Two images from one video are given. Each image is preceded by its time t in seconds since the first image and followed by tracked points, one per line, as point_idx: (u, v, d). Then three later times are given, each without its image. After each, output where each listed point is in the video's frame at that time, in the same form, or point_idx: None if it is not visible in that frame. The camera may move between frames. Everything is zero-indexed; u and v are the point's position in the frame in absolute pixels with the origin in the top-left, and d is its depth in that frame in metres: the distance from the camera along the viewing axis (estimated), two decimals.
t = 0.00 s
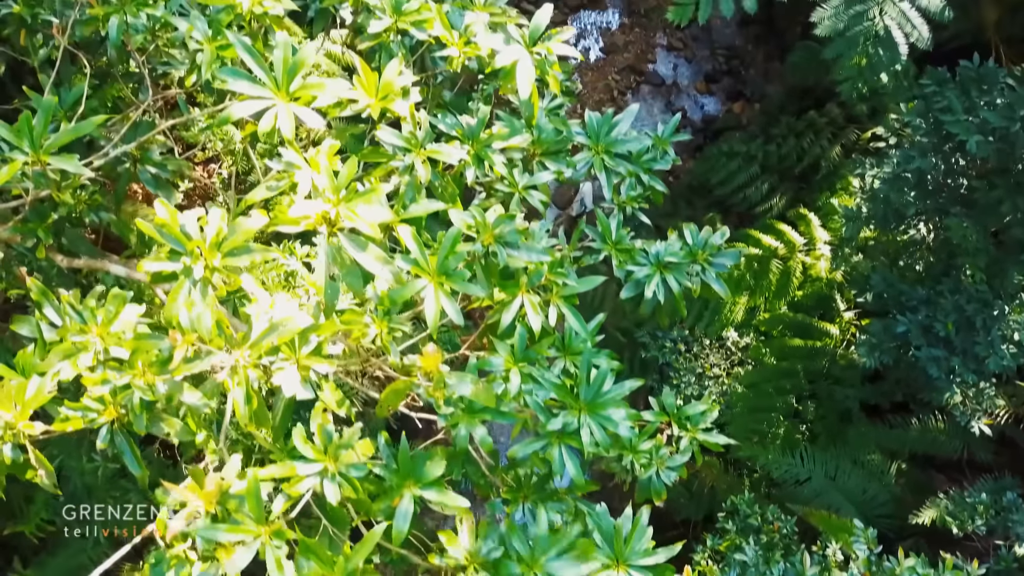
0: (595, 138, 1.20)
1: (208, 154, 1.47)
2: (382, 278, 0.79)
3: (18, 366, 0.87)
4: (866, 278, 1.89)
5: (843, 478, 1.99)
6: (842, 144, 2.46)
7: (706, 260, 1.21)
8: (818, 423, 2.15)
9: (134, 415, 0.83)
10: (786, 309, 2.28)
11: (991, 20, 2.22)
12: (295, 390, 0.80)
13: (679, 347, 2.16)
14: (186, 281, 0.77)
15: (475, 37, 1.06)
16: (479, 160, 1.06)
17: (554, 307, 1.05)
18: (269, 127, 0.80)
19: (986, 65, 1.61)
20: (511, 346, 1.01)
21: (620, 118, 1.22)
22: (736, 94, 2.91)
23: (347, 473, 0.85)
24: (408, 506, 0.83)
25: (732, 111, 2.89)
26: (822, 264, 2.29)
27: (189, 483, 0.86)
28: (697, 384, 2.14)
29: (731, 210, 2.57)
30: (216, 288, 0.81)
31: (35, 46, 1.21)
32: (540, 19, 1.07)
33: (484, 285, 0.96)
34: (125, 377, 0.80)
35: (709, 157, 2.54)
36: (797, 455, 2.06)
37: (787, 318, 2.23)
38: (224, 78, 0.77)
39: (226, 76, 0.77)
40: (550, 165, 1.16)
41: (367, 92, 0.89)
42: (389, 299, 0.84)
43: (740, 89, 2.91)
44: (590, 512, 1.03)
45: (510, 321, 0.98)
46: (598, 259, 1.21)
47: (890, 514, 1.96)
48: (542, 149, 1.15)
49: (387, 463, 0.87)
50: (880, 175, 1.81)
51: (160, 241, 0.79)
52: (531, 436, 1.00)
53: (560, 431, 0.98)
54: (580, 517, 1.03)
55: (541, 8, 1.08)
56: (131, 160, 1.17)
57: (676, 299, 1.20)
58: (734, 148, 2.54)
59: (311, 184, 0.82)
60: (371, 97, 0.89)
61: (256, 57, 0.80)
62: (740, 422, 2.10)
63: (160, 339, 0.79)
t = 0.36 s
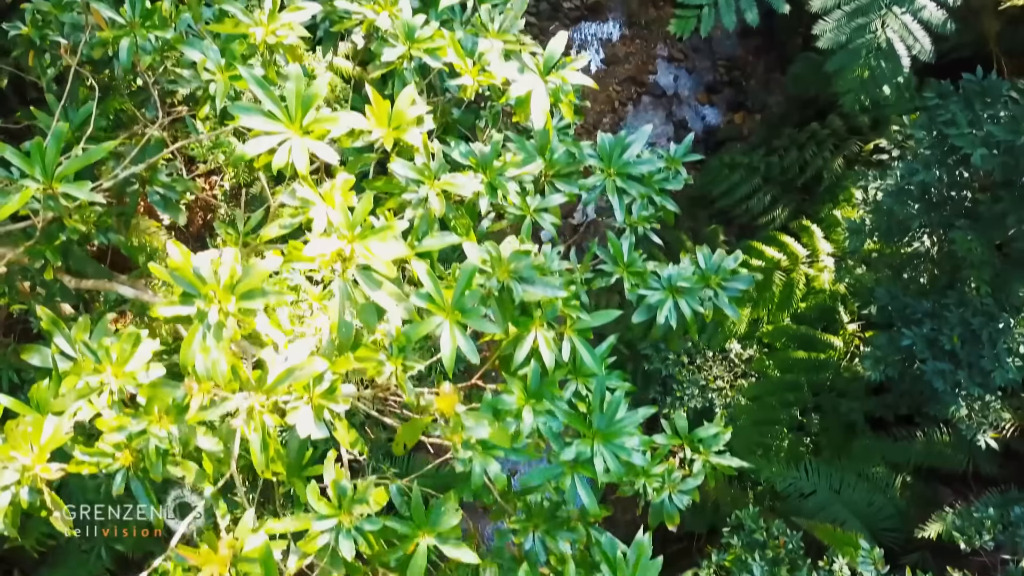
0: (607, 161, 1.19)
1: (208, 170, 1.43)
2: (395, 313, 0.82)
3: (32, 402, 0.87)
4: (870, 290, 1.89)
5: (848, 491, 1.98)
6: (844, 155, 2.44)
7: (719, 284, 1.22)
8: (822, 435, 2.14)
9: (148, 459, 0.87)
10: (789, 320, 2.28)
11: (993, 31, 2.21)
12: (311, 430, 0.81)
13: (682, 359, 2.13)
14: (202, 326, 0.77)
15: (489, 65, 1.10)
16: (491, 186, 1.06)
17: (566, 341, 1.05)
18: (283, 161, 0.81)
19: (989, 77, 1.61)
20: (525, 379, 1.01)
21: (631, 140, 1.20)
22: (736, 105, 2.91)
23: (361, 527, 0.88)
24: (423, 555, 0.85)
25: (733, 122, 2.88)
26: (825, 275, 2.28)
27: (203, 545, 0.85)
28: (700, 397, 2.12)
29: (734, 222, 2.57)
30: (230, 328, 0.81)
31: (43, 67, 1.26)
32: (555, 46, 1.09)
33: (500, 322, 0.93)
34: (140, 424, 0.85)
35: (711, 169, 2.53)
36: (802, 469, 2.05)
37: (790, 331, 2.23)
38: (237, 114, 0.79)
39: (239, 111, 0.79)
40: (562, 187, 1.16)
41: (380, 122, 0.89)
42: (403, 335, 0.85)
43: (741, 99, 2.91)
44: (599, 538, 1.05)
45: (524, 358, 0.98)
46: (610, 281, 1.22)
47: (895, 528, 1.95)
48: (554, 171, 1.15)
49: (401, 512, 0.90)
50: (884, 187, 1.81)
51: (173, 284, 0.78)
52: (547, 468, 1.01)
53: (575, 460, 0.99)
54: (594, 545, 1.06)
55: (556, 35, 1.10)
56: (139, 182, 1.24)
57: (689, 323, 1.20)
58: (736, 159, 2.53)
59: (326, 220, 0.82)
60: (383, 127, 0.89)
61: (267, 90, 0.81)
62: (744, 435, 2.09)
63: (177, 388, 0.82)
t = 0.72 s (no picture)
0: (619, 181, 1.16)
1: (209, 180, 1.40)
2: (404, 352, 0.81)
3: (45, 440, 0.84)
4: (873, 302, 1.88)
5: (853, 503, 1.97)
6: (846, 167, 2.45)
7: (731, 308, 1.21)
8: (826, 448, 2.12)
9: (161, 505, 0.86)
10: (792, 332, 2.28)
11: (995, 43, 2.22)
12: (323, 473, 0.81)
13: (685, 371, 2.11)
14: (212, 372, 0.76)
15: (502, 97, 1.10)
16: (503, 216, 1.05)
17: (577, 369, 1.06)
18: (293, 193, 0.80)
19: (993, 89, 1.61)
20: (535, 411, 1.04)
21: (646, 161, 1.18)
22: (737, 116, 2.90)
23: None
24: None
25: (734, 132, 2.88)
26: (828, 287, 2.27)
27: None
28: (704, 410, 2.11)
29: (735, 234, 2.57)
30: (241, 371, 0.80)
31: (52, 84, 1.35)
32: (569, 77, 1.09)
33: (512, 357, 0.98)
34: (152, 473, 0.83)
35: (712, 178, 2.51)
36: (806, 481, 2.04)
37: (794, 342, 2.21)
38: (247, 143, 0.77)
39: (247, 142, 0.77)
40: (572, 208, 1.14)
41: (389, 153, 0.87)
42: (417, 373, 0.86)
43: (741, 109, 2.90)
44: (612, 574, 1.02)
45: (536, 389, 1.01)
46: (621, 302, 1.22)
47: (899, 540, 1.94)
48: (565, 192, 1.13)
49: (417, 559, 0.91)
50: (887, 199, 1.81)
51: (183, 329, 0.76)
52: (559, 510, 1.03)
53: (588, 501, 1.01)
54: None
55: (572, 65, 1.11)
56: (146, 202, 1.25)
57: (700, 347, 1.21)
58: (738, 170, 2.52)
59: (336, 253, 0.83)
60: (393, 157, 0.88)
61: (276, 118, 0.79)
62: (748, 447, 2.07)
63: (188, 438, 0.82)
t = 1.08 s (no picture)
0: (629, 204, 1.17)
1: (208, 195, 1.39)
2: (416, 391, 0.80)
3: (52, 481, 0.86)
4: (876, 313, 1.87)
5: (857, 515, 1.96)
6: (847, 176, 2.45)
7: (741, 333, 1.25)
8: (830, 459, 2.11)
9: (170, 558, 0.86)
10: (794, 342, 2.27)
11: (994, 53, 2.22)
12: (333, 513, 0.85)
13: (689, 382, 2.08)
14: (221, 419, 0.81)
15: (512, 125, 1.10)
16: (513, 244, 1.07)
17: (590, 405, 1.07)
18: (302, 229, 0.80)
19: (994, 99, 1.61)
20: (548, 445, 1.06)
21: (655, 184, 1.19)
22: (736, 125, 2.90)
23: None
24: None
25: (734, 142, 2.87)
26: (830, 297, 2.28)
27: None
28: (705, 420, 2.10)
29: (736, 244, 2.57)
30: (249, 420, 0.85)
31: (53, 103, 1.37)
32: (578, 104, 1.12)
33: (525, 396, 0.98)
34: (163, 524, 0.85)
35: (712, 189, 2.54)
36: (810, 493, 2.03)
37: (795, 353, 2.20)
38: (256, 179, 0.79)
39: (258, 179, 0.79)
40: (582, 229, 1.16)
41: (396, 181, 0.87)
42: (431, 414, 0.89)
43: (741, 119, 2.90)
44: None
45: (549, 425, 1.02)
46: (631, 324, 1.24)
47: (904, 552, 1.93)
48: (575, 212, 1.15)
49: None
50: (890, 209, 1.80)
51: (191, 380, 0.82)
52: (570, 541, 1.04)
53: (600, 532, 1.03)
54: None
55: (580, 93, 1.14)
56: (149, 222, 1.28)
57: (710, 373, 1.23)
58: (738, 181, 2.54)
59: (348, 292, 0.82)
60: (398, 185, 0.87)
61: (283, 154, 0.79)
62: (750, 458, 2.05)
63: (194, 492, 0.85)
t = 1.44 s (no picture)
0: (638, 224, 1.14)
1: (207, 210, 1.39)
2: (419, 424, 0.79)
3: (52, 516, 0.86)
4: (878, 323, 1.86)
5: (861, 526, 1.96)
6: (847, 185, 2.44)
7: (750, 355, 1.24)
8: (833, 470, 2.09)
9: None
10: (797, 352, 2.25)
11: (993, 62, 2.23)
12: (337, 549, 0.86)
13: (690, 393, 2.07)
14: (223, 458, 0.80)
15: (519, 150, 1.12)
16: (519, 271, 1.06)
17: (597, 429, 1.06)
18: (305, 257, 0.80)
19: (994, 108, 1.62)
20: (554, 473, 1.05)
21: (664, 205, 1.16)
22: (735, 134, 2.91)
23: None
24: None
25: (732, 151, 2.88)
26: (831, 307, 2.26)
27: None
28: (708, 431, 2.06)
29: (736, 254, 2.57)
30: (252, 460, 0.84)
31: (52, 121, 1.37)
32: (587, 128, 1.12)
33: (530, 423, 0.99)
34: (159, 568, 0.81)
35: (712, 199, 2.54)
36: (813, 504, 2.02)
37: (798, 362, 2.19)
38: (258, 208, 0.79)
39: (259, 207, 0.78)
40: (589, 249, 1.12)
41: (401, 209, 0.86)
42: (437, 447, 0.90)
43: (740, 128, 2.90)
44: None
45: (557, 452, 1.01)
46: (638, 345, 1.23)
47: (909, 562, 1.92)
48: (582, 231, 1.11)
49: None
50: (891, 219, 1.80)
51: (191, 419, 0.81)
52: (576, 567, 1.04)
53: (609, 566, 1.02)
54: None
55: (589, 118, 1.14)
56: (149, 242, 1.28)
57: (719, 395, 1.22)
58: (738, 191, 2.55)
59: (349, 320, 0.83)
60: (403, 213, 0.86)
61: (286, 181, 0.80)
62: (753, 469, 2.03)
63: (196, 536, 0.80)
